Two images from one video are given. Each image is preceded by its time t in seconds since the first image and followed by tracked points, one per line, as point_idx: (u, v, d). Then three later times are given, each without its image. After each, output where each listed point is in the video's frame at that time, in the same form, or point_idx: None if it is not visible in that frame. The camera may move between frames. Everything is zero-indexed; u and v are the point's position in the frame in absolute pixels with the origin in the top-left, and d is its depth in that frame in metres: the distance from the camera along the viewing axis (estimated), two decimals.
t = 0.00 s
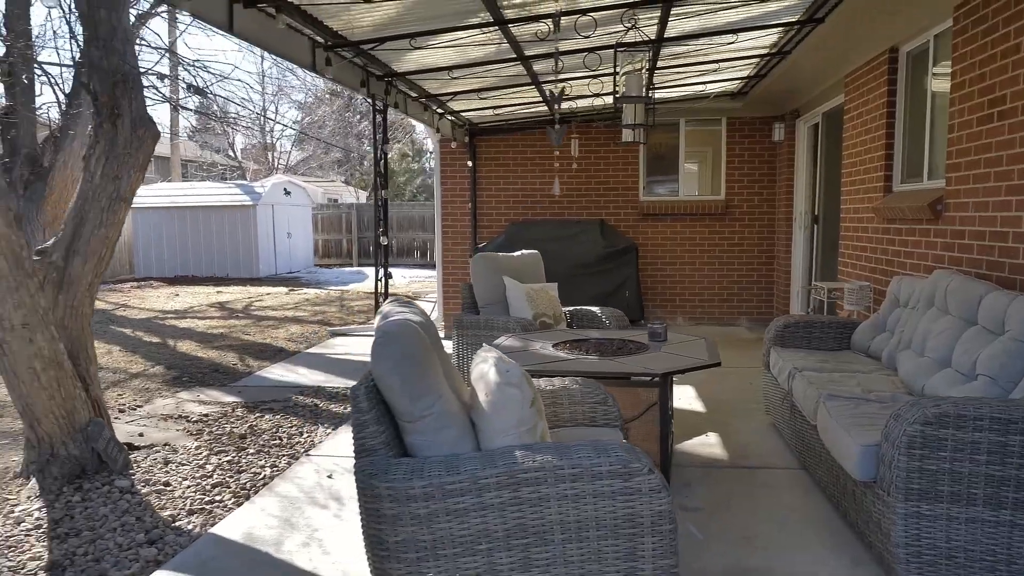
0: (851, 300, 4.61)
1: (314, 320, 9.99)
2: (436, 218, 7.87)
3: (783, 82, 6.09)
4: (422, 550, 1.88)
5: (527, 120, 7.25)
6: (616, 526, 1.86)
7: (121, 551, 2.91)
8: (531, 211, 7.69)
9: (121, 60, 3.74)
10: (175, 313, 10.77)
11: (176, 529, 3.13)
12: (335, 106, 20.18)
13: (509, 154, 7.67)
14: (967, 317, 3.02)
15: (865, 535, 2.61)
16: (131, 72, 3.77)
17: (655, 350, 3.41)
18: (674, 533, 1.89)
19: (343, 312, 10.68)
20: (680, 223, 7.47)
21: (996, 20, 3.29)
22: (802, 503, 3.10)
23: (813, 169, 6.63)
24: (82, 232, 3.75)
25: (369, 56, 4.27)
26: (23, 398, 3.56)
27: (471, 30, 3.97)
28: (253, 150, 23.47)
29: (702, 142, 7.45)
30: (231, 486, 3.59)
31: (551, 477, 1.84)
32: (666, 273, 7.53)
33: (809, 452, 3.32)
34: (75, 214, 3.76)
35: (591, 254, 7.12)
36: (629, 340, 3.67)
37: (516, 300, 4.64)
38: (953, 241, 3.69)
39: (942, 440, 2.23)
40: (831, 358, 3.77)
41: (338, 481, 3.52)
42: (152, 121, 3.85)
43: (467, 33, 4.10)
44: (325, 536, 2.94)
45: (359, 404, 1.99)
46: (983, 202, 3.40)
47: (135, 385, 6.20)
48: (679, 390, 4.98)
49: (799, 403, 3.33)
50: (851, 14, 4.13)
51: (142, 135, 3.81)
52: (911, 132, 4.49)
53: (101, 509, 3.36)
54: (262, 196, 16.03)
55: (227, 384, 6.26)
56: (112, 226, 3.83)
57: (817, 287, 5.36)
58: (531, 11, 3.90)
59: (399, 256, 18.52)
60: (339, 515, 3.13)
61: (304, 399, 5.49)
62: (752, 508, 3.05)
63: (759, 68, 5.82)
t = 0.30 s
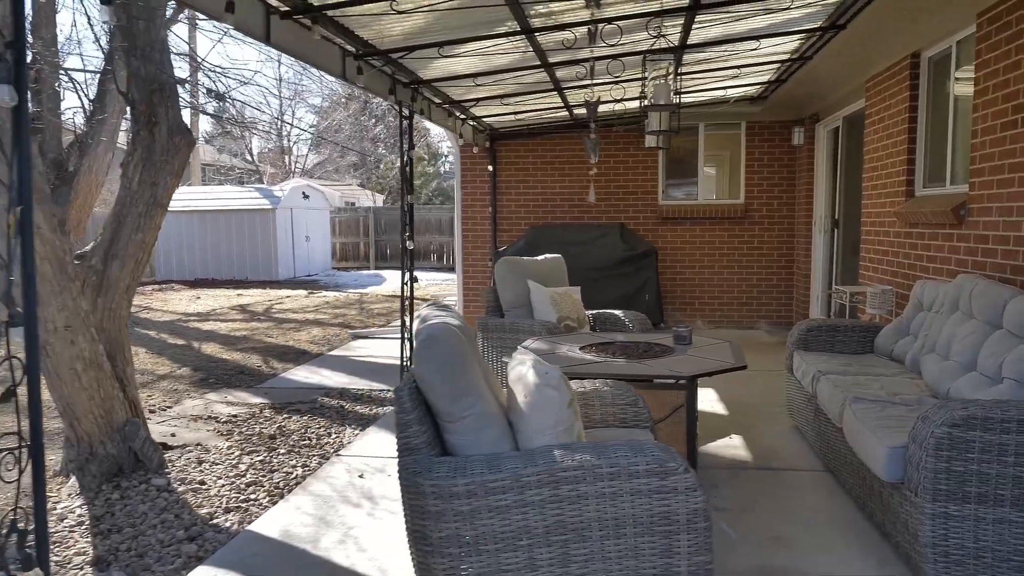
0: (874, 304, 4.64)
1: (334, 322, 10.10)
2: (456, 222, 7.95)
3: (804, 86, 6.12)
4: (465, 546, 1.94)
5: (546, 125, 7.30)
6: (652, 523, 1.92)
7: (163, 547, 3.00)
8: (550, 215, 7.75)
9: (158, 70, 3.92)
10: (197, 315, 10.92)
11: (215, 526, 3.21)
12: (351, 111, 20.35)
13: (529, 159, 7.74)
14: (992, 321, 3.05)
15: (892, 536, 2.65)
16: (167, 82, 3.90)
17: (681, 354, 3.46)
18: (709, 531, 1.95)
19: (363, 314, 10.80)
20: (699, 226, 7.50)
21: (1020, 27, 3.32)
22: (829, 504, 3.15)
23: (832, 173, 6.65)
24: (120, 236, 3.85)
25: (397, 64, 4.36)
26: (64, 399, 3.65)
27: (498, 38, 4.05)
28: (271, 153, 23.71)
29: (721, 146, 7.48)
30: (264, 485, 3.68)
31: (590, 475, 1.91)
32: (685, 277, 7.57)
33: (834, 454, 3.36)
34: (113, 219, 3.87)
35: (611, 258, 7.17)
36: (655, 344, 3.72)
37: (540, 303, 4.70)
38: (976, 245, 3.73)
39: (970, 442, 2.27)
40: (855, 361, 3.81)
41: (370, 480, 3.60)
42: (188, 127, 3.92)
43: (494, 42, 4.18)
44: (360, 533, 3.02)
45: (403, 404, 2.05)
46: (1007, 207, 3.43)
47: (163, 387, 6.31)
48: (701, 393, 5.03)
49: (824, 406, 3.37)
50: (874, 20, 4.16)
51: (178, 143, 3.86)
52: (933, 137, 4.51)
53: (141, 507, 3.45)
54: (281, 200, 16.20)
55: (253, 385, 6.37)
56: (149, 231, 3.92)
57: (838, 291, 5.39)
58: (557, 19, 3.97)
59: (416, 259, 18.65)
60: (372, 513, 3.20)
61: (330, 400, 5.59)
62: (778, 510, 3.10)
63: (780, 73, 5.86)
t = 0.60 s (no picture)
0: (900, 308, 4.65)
1: (358, 325, 10.22)
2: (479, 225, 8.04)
3: (829, 90, 6.12)
4: (508, 542, 2.00)
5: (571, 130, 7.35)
6: (691, 522, 1.97)
7: (206, 543, 3.09)
8: (574, 219, 7.80)
9: (198, 80, 4.05)
10: (223, 317, 11.08)
11: (255, 524, 3.30)
12: (371, 115, 20.51)
13: (552, 163, 7.80)
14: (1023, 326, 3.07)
15: (924, 538, 2.68)
16: (206, 91, 4.01)
17: (710, 356, 3.51)
18: (747, 530, 1.99)
19: (386, 317, 10.90)
20: (722, 230, 7.52)
21: None
22: (859, 506, 3.18)
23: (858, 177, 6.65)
24: (160, 240, 3.94)
25: (428, 72, 4.43)
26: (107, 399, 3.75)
27: (528, 46, 4.12)
28: (293, 157, 23.93)
29: (744, 149, 7.49)
30: (300, 484, 3.77)
31: (631, 474, 1.97)
32: (709, 280, 7.60)
33: (864, 457, 3.39)
34: (153, 224, 3.97)
35: (635, 261, 7.21)
36: (683, 347, 3.78)
37: (567, 307, 4.76)
38: (1006, 250, 3.74)
39: (1002, 445, 2.31)
40: (883, 364, 3.83)
41: (403, 480, 3.67)
42: (226, 134, 4.01)
43: (524, 49, 4.24)
44: (397, 532, 3.09)
45: (446, 404, 2.13)
46: None
47: (194, 388, 6.43)
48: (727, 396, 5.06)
49: (853, 409, 3.40)
50: (902, 25, 4.16)
51: (216, 149, 3.97)
52: (962, 142, 4.51)
53: (181, 504, 3.53)
54: (304, 204, 16.37)
55: (282, 387, 6.48)
56: (188, 236, 4.02)
57: (865, 296, 5.40)
58: (587, 27, 4.03)
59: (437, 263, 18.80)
60: (408, 512, 3.28)
61: (358, 402, 5.68)
62: (808, 512, 3.13)
63: (805, 78, 5.87)
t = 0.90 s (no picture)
0: (937, 312, 4.64)
1: (388, 327, 10.32)
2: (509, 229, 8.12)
3: (862, 94, 6.10)
4: (557, 539, 2.05)
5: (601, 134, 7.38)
6: (736, 521, 2.01)
7: (253, 538, 3.18)
8: (603, 223, 7.84)
9: (242, 88, 4.17)
10: (255, 319, 11.25)
11: (299, 520, 3.38)
12: (397, 119, 20.66)
13: (582, 167, 7.84)
14: None
15: (964, 541, 2.69)
16: (251, 98, 4.12)
17: (747, 360, 3.54)
18: (791, 530, 2.03)
19: (415, 320, 11.00)
20: (753, 234, 7.51)
21: None
22: (896, 510, 3.19)
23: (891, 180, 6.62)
24: (205, 245, 4.01)
25: (464, 79, 4.50)
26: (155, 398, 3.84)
27: (564, 53, 4.17)
28: (320, 161, 24.18)
29: (775, 153, 7.48)
30: (341, 483, 3.85)
31: (676, 474, 2.01)
32: (739, 284, 7.59)
33: (902, 461, 3.40)
34: (199, 229, 4.04)
35: (665, 265, 7.23)
36: (719, 350, 3.80)
37: (600, 310, 4.80)
38: None
39: None
40: (919, 369, 3.83)
41: (442, 480, 3.74)
42: (268, 140, 4.11)
43: (558, 56, 4.30)
44: (438, 530, 3.15)
45: (495, 404, 2.19)
46: None
47: (231, 389, 6.55)
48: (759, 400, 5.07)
49: (891, 413, 3.41)
50: (939, 28, 4.15)
51: (259, 155, 4.06)
52: (999, 145, 4.49)
53: (226, 501, 3.63)
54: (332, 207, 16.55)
55: (317, 388, 6.58)
56: (231, 240, 4.10)
57: (899, 300, 5.38)
58: (622, 34, 4.07)
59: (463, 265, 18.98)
60: (448, 511, 3.34)
61: (392, 403, 5.77)
62: (846, 515, 3.15)
63: (838, 82, 5.85)
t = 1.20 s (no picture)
0: (982, 316, 4.60)
1: (423, 330, 10.41)
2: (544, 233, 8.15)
3: (903, 96, 6.05)
4: (611, 537, 2.09)
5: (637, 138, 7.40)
6: (789, 522, 2.04)
7: (304, 534, 3.26)
8: (638, 227, 7.84)
9: (292, 96, 4.24)
10: (291, 322, 11.42)
11: (348, 518, 3.46)
12: (428, 124, 20.81)
13: (617, 171, 7.87)
14: None
15: (1015, 547, 2.68)
16: (300, 105, 4.22)
17: (791, 363, 3.54)
18: (844, 532, 2.05)
19: (448, 322, 11.08)
20: (790, 237, 7.48)
21: None
22: (944, 514, 3.18)
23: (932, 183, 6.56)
24: (254, 248, 4.10)
25: (506, 85, 4.56)
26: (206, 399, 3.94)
27: (604, 58, 4.21)
28: (352, 166, 24.46)
29: (812, 156, 7.44)
30: (386, 482, 3.93)
31: (730, 475, 2.04)
32: (777, 287, 7.55)
33: (949, 467, 3.38)
34: (248, 233, 4.12)
35: (700, 269, 7.23)
36: (761, 354, 3.81)
37: (639, 314, 4.82)
38: None
39: None
40: (966, 374, 3.81)
41: (486, 480, 3.79)
42: (315, 146, 4.19)
43: (600, 62, 4.34)
44: (484, 529, 3.21)
45: (549, 404, 2.25)
46: None
47: (273, 390, 6.68)
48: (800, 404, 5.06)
49: (937, 417, 3.40)
50: (984, 31, 4.12)
51: (305, 161, 4.15)
52: None
53: (276, 498, 3.71)
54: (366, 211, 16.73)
55: (356, 389, 6.68)
56: (280, 243, 4.18)
57: (942, 304, 5.32)
58: (663, 39, 4.11)
59: (494, 269, 19.10)
60: (493, 511, 3.40)
61: (431, 405, 5.84)
62: (892, 520, 3.14)
63: (879, 84, 5.81)
